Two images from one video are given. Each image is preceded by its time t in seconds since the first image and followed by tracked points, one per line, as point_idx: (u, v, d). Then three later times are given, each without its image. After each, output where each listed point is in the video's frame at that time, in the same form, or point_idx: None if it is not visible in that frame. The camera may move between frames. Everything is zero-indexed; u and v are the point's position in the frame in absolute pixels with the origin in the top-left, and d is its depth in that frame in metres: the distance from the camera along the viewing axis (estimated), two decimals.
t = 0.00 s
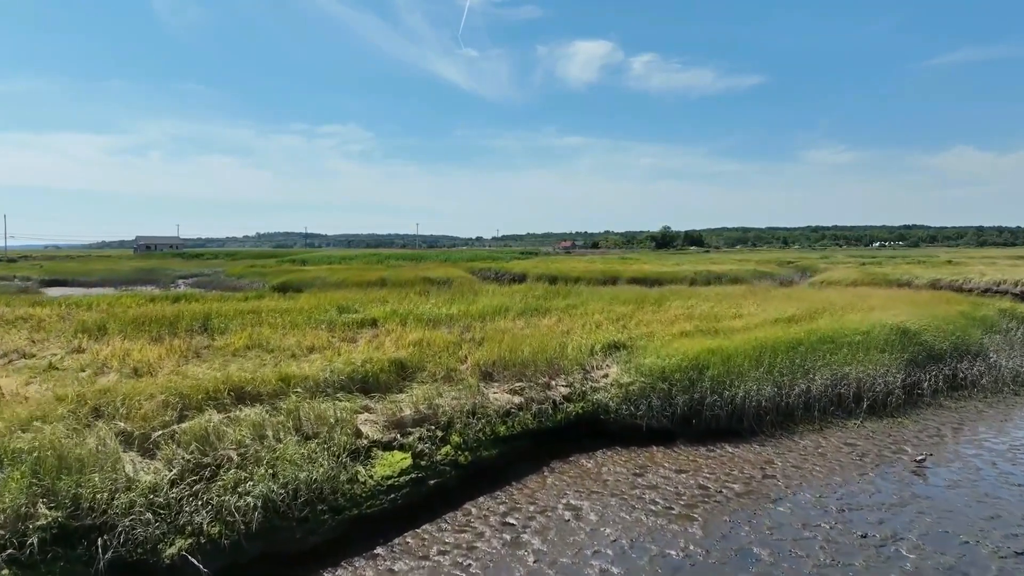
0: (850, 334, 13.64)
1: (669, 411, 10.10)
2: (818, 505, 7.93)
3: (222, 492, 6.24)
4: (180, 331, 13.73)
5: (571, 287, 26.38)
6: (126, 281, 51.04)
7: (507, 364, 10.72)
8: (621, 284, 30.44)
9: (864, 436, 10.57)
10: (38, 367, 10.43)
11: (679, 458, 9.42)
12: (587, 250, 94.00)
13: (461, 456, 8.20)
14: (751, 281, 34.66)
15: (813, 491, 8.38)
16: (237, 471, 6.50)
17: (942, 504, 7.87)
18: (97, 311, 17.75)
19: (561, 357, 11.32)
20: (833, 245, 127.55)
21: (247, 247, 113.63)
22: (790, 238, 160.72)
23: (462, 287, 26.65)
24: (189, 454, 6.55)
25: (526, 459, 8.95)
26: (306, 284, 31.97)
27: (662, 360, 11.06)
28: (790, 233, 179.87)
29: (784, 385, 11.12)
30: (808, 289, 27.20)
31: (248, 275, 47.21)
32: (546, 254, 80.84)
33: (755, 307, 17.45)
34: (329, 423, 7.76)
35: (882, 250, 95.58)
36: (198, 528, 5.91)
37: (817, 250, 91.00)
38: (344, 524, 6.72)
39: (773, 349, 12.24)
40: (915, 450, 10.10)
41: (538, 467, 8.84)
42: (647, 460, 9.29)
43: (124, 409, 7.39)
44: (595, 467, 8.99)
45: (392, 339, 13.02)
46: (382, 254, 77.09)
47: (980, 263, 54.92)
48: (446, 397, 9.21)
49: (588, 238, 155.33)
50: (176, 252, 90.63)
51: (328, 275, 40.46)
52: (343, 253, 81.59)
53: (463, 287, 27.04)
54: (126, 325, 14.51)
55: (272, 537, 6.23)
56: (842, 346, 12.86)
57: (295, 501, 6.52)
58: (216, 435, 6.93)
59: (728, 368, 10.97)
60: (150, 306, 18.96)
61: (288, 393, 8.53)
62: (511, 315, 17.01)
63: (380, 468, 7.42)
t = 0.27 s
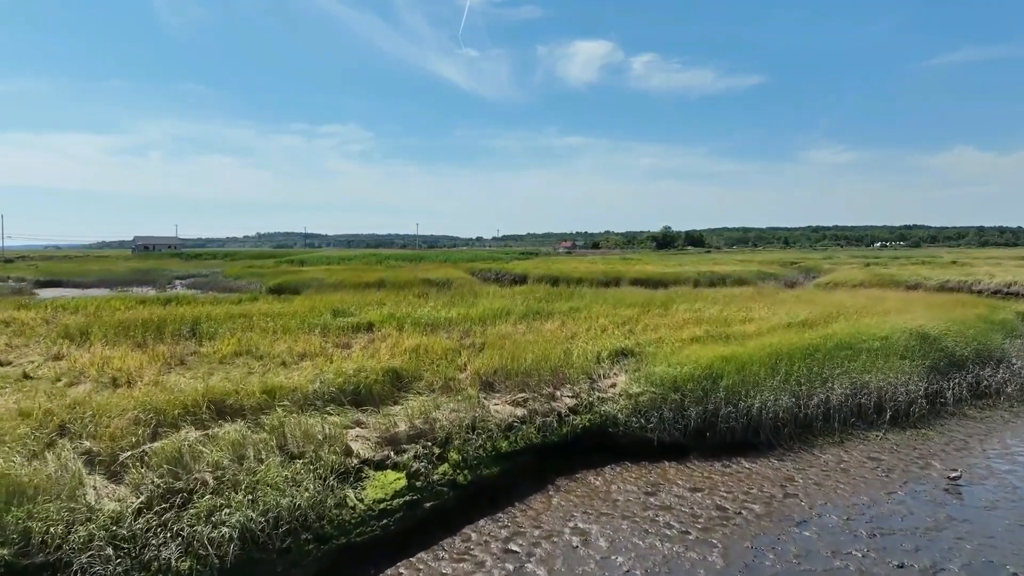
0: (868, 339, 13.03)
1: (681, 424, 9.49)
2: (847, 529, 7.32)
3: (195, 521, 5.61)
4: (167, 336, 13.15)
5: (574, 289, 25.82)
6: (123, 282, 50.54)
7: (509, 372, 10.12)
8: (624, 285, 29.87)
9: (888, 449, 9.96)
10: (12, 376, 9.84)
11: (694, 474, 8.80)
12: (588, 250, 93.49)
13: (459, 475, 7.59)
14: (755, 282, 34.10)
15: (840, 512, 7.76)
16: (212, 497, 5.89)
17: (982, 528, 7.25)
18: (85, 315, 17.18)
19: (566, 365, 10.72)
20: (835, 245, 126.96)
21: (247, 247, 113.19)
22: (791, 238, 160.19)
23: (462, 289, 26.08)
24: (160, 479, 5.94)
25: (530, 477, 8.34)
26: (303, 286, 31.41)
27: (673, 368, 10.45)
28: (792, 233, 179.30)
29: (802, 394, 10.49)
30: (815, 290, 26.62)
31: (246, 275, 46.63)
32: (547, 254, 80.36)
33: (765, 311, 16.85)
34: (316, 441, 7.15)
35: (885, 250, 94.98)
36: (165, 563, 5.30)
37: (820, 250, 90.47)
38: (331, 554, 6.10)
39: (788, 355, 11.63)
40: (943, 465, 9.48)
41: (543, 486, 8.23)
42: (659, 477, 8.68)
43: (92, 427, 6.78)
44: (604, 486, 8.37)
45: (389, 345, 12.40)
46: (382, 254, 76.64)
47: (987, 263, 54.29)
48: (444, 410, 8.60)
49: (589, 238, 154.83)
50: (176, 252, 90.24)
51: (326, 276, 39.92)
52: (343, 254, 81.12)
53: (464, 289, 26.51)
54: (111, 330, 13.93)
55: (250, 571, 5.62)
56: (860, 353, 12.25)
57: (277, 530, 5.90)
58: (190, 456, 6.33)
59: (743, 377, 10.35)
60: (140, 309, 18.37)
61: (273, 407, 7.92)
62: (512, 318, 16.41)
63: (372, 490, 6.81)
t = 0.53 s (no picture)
0: (887, 343, 12.42)
1: (696, 437, 8.90)
2: (881, 556, 6.71)
3: (160, 556, 4.99)
4: (152, 341, 12.55)
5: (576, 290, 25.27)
6: (119, 282, 49.97)
7: (511, 381, 9.51)
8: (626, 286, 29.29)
9: (915, 463, 9.34)
10: None
11: (711, 491, 8.19)
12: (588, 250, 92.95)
13: (458, 495, 6.98)
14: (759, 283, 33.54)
15: (872, 536, 7.14)
16: (182, 527, 5.28)
17: None
18: (70, 317, 16.57)
19: (572, 373, 10.12)
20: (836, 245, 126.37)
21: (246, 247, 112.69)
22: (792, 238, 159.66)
23: (462, 291, 25.50)
24: (124, 506, 5.32)
25: (534, 496, 7.73)
26: (299, 287, 30.82)
27: (685, 377, 9.85)
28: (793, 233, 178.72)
29: (823, 404, 9.89)
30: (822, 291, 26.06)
31: (243, 275, 46.07)
32: (547, 254, 79.84)
33: (775, 314, 16.24)
34: (302, 460, 6.54)
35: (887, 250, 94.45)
36: None
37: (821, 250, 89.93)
38: None
39: (806, 361, 11.03)
40: (976, 480, 8.87)
41: (549, 505, 7.61)
42: (673, 495, 8.07)
43: (54, 446, 6.16)
44: (615, 505, 7.76)
45: (385, 351, 11.80)
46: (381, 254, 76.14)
47: (994, 263, 53.67)
48: (442, 424, 7.99)
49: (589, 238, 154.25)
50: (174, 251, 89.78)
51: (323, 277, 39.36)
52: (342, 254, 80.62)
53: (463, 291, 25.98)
54: (94, 334, 13.31)
55: None
56: (880, 358, 11.64)
57: (254, 564, 5.29)
58: (161, 480, 5.72)
59: (760, 386, 9.76)
60: (129, 311, 17.78)
61: (257, 421, 7.31)
62: (514, 321, 15.81)
63: (362, 515, 6.19)
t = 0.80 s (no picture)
0: (908, 348, 11.80)
1: (712, 451, 8.30)
2: None
3: None
4: (136, 347, 11.95)
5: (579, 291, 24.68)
6: (115, 283, 49.41)
7: (514, 390, 8.90)
8: (630, 287, 28.69)
9: (945, 478, 8.73)
10: None
11: (730, 510, 7.58)
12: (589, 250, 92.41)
13: (457, 518, 6.38)
14: (765, 284, 32.94)
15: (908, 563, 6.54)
16: (145, 563, 4.69)
17: None
18: (55, 320, 15.97)
19: (579, 381, 9.50)
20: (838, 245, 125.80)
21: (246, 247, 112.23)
22: (793, 238, 159.08)
23: (462, 292, 24.91)
24: (79, 540, 4.71)
25: (540, 518, 7.13)
26: (296, 288, 30.26)
27: (699, 385, 9.25)
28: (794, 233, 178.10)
29: (846, 414, 9.29)
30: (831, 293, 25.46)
31: (241, 276, 45.50)
32: (547, 253, 79.36)
33: (787, 317, 15.62)
34: (285, 484, 5.94)
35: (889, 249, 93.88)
36: None
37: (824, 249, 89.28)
38: None
39: (825, 368, 10.42)
40: (1013, 497, 8.25)
41: (556, 527, 7.00)
42: (690, 515, 7.46)
43: (9, 467, 5.56)
44: (627, 526, 7.15)
45: (380, 357, 11.19)
46: (381, 254, 75.67)
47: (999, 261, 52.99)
48: (440, 439, 7.38)
49: (589, 238, 153.67)
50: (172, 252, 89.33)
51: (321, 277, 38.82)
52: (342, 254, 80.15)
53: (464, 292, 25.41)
54: (77, 338, 12.71)
55: None
56: (903, 364, 11.02)
57: None
58: (125, 508, 5.13)
59: (779, 395, 9.16)
60: (118, 313, 17.18)
61: (238, 438, 6.70)
62: (515, 324, 15.21)
63: (350, 544, 5.58)
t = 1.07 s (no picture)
0: (932, 354, 11.18)
1: (730, 468, 7.72)
2: None
3: None
4: (118, 353, 11.36)
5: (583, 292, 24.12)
6: (112, 283, 48.93)
7: (517, 401, 8.30)
8: (634, 288, 28.11)
9: (980, 495, 8.11)
10: None
11: (752, 533, 6.97)
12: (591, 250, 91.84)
13: (454, 547, 5.77)
14: (770, 285, 32.34)
15: None
16: None
17: None
18: (40, 322, 15.41)
19: (586, 391, 8.90)
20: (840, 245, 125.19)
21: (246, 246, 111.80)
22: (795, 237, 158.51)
23: (463, 293, 24.34)
24: None
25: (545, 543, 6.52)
26: (294, 289, 29.73)
27: (715, 395, 8.65)
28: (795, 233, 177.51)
29: (871, 426, 8.69)
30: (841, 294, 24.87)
31: (238, 276, 44.94)
32: (548, 253, 78.84)
33: (800, 320, 15.01)
34: (262, 511, 5.34)
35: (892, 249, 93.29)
36: None
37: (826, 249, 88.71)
38: None
39: (847, 376, 9.81)
40: None
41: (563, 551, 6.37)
42: (708, 538, 6.84)
43: None
44: (641, 552, 6.49)
45: (375, 364, 10.59)
46: (381, 254, 75.18)
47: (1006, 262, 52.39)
48: (436, 457, 6.79)
49: (590, 238, 153.13)
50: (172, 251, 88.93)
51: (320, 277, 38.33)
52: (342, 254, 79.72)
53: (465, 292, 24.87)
54: (57, 343, 12.13)
55: None
56: (928, 371, 10.40)
57: None
58: (76, 543, 4.53)
59: (799, 406, 8.56)
60: (105, 316, 16.61)
61: (214, 458, 6.09)
62: (517, 328, 14.60)
63: None
